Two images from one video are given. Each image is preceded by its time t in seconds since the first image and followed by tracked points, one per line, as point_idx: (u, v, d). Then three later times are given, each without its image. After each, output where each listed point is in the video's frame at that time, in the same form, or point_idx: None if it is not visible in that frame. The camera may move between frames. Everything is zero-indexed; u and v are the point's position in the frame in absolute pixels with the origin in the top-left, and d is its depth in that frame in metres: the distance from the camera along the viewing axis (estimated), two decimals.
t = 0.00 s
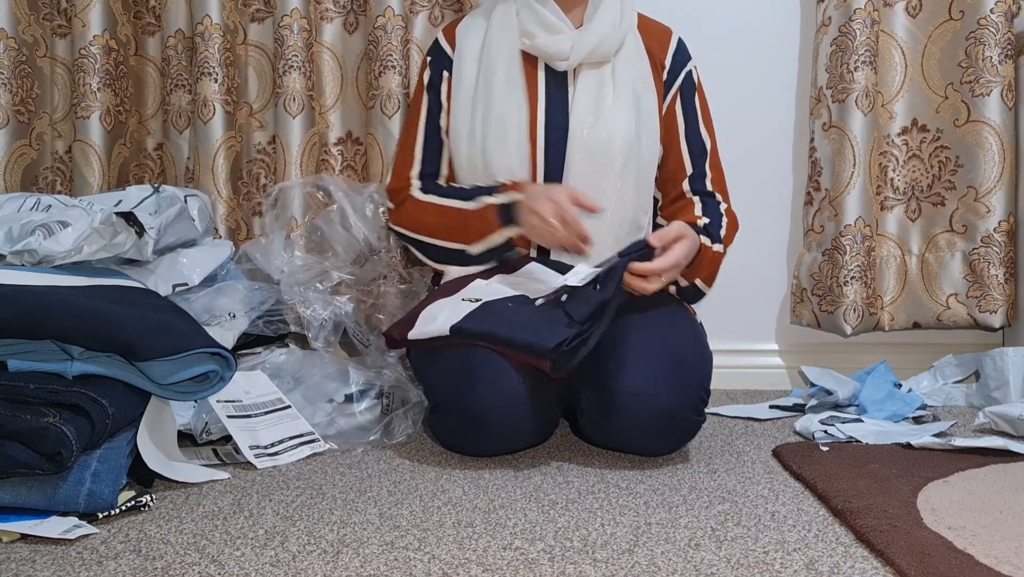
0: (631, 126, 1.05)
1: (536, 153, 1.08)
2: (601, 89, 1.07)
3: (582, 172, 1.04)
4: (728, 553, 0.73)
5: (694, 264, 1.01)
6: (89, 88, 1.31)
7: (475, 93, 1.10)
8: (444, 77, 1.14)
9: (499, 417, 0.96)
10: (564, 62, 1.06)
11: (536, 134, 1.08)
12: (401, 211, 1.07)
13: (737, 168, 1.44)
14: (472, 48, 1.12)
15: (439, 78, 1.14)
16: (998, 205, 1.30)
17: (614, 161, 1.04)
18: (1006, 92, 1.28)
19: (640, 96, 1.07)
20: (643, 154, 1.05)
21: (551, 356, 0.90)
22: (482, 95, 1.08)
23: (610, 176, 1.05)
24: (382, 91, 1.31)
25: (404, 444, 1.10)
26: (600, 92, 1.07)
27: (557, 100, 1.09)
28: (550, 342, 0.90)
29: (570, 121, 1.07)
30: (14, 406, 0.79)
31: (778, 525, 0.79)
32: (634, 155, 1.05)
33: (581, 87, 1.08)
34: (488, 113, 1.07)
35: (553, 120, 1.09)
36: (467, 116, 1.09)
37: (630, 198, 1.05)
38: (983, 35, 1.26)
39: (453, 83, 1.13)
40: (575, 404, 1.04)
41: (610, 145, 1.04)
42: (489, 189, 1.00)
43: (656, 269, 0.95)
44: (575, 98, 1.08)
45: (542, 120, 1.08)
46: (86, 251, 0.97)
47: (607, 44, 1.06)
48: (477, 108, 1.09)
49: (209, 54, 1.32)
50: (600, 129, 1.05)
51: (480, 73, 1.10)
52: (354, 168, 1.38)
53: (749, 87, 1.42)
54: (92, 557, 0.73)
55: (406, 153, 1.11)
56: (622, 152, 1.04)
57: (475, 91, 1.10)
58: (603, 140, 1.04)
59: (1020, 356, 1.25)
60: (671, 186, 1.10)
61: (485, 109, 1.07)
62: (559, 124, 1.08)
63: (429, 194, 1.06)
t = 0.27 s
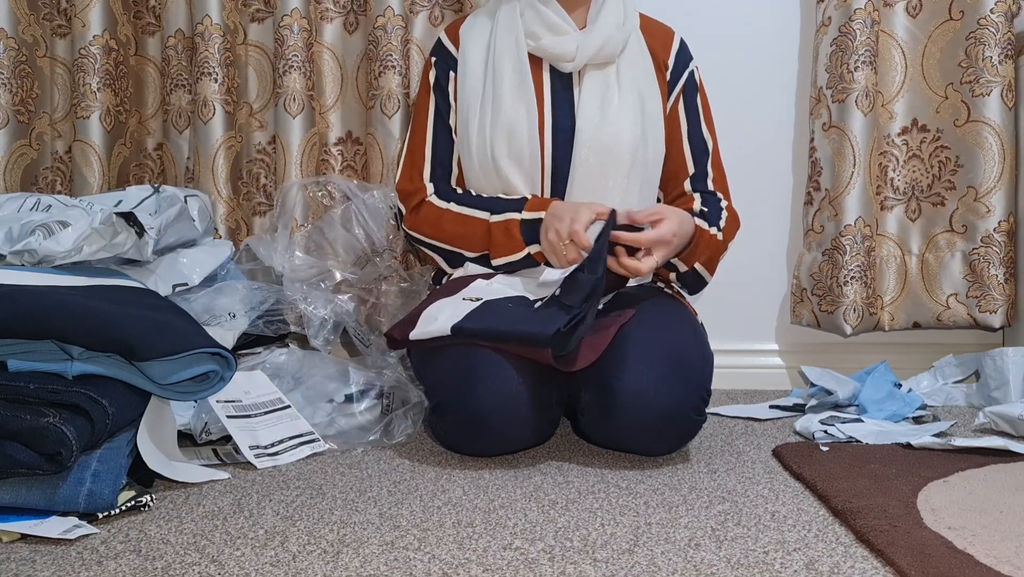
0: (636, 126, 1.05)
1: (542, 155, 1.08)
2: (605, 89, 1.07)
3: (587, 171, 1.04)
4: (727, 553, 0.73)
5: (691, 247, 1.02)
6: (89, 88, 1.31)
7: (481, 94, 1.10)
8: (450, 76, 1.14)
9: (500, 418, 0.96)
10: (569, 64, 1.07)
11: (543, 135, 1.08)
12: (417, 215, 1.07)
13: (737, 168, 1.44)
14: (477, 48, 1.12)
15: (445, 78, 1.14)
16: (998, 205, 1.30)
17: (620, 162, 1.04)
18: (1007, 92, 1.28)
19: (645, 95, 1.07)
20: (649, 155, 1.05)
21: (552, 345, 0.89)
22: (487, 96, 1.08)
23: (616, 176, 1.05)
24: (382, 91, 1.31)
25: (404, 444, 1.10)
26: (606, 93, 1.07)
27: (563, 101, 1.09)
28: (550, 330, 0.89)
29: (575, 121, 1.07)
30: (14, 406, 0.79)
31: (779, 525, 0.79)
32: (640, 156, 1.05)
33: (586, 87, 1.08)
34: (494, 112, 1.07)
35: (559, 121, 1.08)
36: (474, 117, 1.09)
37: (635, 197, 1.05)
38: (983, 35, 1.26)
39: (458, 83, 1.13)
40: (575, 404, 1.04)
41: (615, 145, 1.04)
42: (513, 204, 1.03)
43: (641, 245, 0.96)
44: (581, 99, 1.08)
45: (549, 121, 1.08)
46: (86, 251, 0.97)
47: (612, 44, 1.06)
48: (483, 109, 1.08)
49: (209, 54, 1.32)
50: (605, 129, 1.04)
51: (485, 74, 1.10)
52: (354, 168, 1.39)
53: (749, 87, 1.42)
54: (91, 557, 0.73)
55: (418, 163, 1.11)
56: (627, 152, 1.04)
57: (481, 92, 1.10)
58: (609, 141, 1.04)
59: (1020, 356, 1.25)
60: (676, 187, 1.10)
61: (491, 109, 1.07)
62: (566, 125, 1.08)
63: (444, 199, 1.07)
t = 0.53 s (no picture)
0: (635, 125, 1.05)
1: (541, 155, 1.08)
2: (604, 88, 1.07)
3: (586, 171, 1.04)
4: (728, 553, 0.73)
5: (671, 244, 1.02)
6: (88, 88, 1.31)
7: (479, 94, 1.10)
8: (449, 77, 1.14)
9: (500, 419, 0.96)
10: (567, 64, 1.07)
11: (542, 136, 1.08)
12: (412, 217, 1.07)
13: (737, 168, 1.44)
14: (476, 48, 1.12)
15: (444, 78, 1.14)
16: (999, 205, 1.30)
17: (620, 162, 1.04)
18: (1007, 92, 1.28)
19: (645, 95, 1.07)
20: (648, 155, 1.05)
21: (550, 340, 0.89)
22: (486, 96, 1.08)
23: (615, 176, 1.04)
24: (381, 91, 1.31)
25: (404, 444, 1.10)
26: (605, 92, 1.07)
27: (562, 101, 1.09)
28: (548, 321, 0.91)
29: (574, 120, 1.07)
30: (14, 406, 0.79)
31: (779, 525, 0.79)
32: (640, 155, 1.04)
33: (585, 88, 1.08)
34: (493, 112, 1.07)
35: (558, 121, 1.08)
36: (472, 117, 1.09)
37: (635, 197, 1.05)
38: (984, 34, 1.26)
39: (456, 83, 1.13)
40: (575, 404, 1.04)
41: (614, 145, 1.04)
42: (503, 206, 1.03)
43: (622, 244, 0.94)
44: (580, 99, 1.07)
45: (548, 121, 1.08)
46: (86, 251, 0.96)
47: (611, 45, 1.06)
48: (481, 109, 1.08)
49: (208, 53, 1.32)
50: (604, 129, 1.04)
51: (483, 74, 1.10)
52: (354, 168, 1.38)
53: (750, 86, 1.42)
54: (91, 557, 0.73)
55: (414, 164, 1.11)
56: (626, 152, 1.04)
57: (480, 92, 1.10)
58: (607, 141, 1.03)
59: (1021, 356, 1.25)
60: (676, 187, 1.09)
61: (490, 109, 1.07)
62: (564, 125, 1.08)
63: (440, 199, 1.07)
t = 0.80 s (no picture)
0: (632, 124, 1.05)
1: (537, 154, 1.07)
2: (601, 87, 1.07)
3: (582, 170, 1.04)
4: (728, 553, 0.73)
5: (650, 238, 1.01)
6: (89, 88, 1.31)
7: (476, 94, 1.10)
8: (444, 79, 1.14)
9: (500, 419, 0.96)
10: (564, 63, 1.06)
11: (537, 134, 1.07)
12: (401, 217, 1.07)
13: (737, 167, 1.44)
14: (472, 48, 1.12)
15: (439, 80, 1.14)
16: (999, 205, 1.30)
17: (617, 161, 1.04)
18: (1007, 92, 1.28)
19: (642, 93, 1.07)
20: (645, 153, 1.05)
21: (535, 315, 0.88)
22: (482, 96, 1.08)
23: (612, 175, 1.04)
24: (381, 91, 1.31)
25: (404, 444, 1.10)
26: (603, 91, 1.07)
27: (558, 101, 1.09)
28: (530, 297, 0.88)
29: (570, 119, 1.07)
30: (14, 406, 0.79)
31: (779, 525, 0.79)
32: (636, 154, 1.05)
33: (582, 87, 1.08)
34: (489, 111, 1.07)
35: (554, 120, 1.08)
36: (468, 117, 1.09)
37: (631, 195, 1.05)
38: (984, 34, 1.26)
39: (452, 84, 1.13)
40: (575, 404, 1.04)
41: (611, 143, 1.04)
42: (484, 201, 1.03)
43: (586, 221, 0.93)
44: (576, 99, 1.07)
45: (544, 120, 1.08)
46: (86, 251, 0.96)
47: (608, 44, 1.06)
48: (478, 109, 1.08)
49: (208, 53, 1.32)
50: (601, 128, 1.04)
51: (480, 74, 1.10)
52: (354, 168, 1.38)
53: (750, 86, 1.42)
54: (91, 557, 0.73)
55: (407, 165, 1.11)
56: (623, 150, 1.04)
57: (476, 92, 1.10)
58: (603, 139, 1.04)
59: (1021, 356, 1.25)
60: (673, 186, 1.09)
61: (486, 109, 1.07)
62: (561, 124, 1.08)
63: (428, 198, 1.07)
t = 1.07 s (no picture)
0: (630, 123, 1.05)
1: (535, 154, 1.07)
2: (599, 86, 1.07)
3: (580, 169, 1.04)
4: (728, 553, 0.73)
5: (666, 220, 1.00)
6: (88, 88, 1.31)
7: (473, 94, 1.09)
8: (439, 80, 1.14)
9: (500, 419, 0.97)
10: (561, 62, 1.07)
11: (535, 134, 1.07)
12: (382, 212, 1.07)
13: (737, 167, 1.44)
14: (469, 48, 1.12)
15: (433, 82, 1.15)
16: (999, 205, 1.30)
17: (614, 160, 1.04)
18: (1008, 92, 1.28)
19: (641, 92, 1.06)
20: (643, 152, 1.05)
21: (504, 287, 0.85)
22: (480, 96, 1.08)
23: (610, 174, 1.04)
24: (381, 91, 1.31)
25: (404, 444, 1.09)
26: (600, 90, 1.07)
27: (556, 100, 1.09)
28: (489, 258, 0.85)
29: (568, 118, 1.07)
30: (14, 406, 0.79)
31: (779, 525, 0.79)
32: (634, 153, 1.05)
33: (580, 86, 1.08)
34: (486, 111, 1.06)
35: (553, 120, 1.08)
36: (465, 118, 1.09)
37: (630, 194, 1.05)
38: (984, 34, 1.26)
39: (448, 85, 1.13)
40: (575, 404, 1.04)
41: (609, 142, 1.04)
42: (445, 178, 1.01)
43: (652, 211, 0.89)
44: (574, 98, 1.07)
45: (542, 120, 1.08)
46: (86, 251, 0.96)
47: (605, 43, 1.06)
48: (475, 109, 1.08)
49: (208, 53, 1.32)
50: (600, 128, 1.04)
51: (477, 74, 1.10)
52: (354, 168, 1.38)
53: (749, 86, 1.42)
54: (91, 557, 0.73)
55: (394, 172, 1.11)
56: (621, 149, 1.04)
57: (474, 92, 1.09)
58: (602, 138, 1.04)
59: (1021, 356, 1.25)
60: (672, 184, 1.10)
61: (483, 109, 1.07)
62: (559, 123, 1.08)
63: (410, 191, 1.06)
